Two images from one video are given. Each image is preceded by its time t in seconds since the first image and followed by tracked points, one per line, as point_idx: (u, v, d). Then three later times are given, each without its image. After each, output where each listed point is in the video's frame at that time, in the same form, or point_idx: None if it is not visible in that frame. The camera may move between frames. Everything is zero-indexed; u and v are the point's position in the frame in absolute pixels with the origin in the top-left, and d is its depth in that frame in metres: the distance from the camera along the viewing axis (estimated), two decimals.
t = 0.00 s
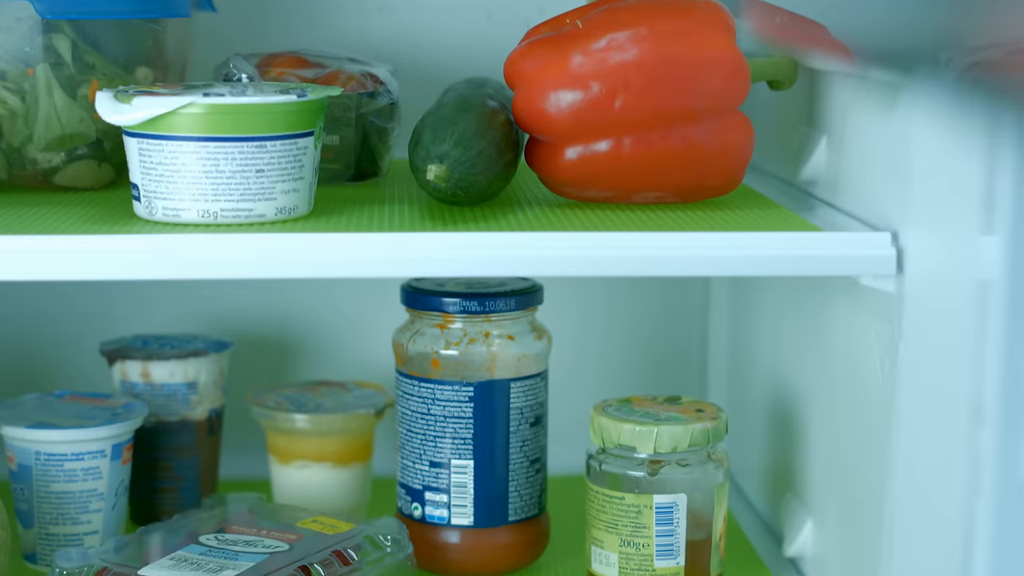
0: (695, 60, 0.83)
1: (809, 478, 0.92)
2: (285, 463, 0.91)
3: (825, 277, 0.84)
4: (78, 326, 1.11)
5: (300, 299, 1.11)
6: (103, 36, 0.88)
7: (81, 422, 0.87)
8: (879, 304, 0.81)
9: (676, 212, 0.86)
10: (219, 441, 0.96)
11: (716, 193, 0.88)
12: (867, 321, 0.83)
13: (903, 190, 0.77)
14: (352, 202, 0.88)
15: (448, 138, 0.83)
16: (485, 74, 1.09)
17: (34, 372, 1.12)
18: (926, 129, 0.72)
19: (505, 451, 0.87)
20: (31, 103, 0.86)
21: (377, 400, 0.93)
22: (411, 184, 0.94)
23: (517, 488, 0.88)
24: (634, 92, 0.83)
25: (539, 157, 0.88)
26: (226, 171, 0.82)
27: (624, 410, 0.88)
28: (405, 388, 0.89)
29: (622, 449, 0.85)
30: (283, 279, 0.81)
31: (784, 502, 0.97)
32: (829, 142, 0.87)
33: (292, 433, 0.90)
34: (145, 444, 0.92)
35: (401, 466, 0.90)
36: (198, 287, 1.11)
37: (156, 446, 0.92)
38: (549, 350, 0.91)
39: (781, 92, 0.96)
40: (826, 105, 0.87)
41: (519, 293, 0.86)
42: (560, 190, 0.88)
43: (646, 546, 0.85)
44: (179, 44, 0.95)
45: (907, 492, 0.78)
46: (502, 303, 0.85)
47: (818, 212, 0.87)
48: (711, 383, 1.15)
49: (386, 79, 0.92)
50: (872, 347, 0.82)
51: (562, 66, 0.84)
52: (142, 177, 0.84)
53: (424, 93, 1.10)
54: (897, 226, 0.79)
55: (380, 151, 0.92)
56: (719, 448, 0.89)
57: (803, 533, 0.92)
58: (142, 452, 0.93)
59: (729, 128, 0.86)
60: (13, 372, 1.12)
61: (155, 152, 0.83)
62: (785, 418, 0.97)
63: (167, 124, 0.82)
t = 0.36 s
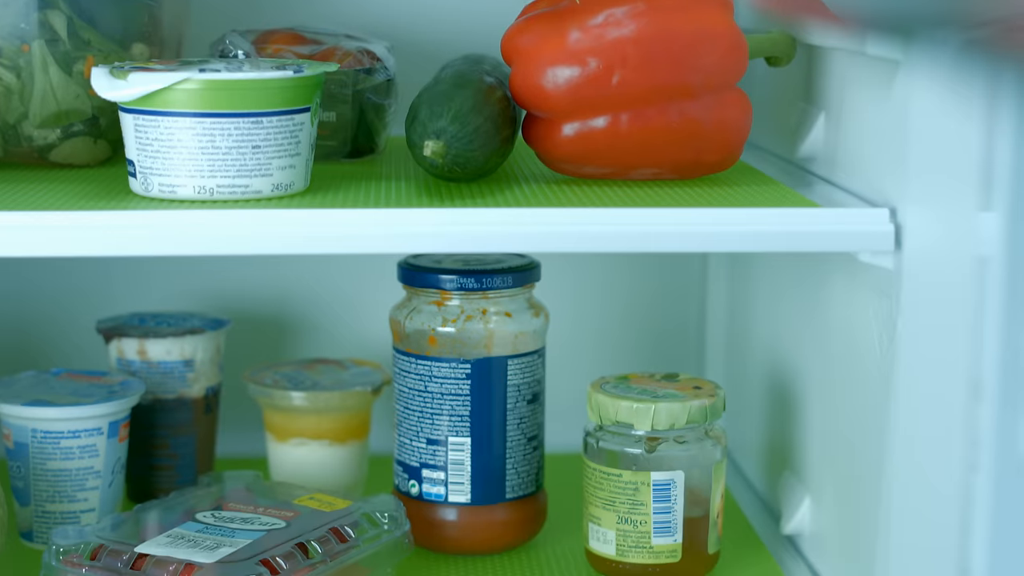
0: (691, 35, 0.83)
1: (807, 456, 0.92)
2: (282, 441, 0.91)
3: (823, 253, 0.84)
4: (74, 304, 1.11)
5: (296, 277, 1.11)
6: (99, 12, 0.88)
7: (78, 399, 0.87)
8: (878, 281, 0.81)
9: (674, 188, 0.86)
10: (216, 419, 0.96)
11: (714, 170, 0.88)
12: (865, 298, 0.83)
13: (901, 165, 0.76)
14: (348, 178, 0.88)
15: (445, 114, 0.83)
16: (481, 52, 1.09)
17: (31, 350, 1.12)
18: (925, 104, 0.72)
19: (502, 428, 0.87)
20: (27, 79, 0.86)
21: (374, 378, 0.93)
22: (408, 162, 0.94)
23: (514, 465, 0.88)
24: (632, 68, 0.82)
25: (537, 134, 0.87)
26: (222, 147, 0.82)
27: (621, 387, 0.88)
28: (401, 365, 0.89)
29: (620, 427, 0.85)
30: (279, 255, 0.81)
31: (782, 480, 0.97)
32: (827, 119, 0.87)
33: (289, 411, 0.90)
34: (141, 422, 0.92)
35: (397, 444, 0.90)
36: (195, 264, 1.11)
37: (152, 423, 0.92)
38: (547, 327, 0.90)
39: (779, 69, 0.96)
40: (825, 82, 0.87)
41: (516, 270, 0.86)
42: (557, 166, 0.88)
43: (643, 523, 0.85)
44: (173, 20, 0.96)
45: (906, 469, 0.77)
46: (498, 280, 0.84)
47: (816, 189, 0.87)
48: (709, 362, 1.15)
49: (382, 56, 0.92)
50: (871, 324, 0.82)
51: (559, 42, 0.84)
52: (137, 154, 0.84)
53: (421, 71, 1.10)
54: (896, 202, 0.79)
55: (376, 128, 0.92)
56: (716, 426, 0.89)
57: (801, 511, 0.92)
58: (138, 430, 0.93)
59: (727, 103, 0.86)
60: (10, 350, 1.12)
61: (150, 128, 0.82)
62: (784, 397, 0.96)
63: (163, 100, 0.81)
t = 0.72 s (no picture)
0: (691, 11, 0.83)
1: (807, 434, 0.92)
2: (281, 419, 0.92)
3: (824, 230, 0.83)
4: (74, 282, 1.11)
5: (296, 256, 1.12)
6: None
7: (76, 377, 0.87)
8: (878, 257, 0.81)
9: (674, 165, 0.86)
10: (214, 397, 0.96)
11: (714, 146, 0.88)
12: (866, 275, 0.82)
13: (902, 139, 0.76)
14: (348, 155, 0.88)
15: (444, 90, 0.83)
16: (481, 30, 1.09)
17: (30, 328, 1.12)
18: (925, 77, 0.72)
19: (501, 406, 0.87)
20: (24, 56, 0.86)
21: (373, 355, 0.93)
22: (406, 139, 0.93)
23: (514, 443, 0.88)
24: (631, 44, 0.82)
25: (536, 110, 0.87)
26: (221, 123, 0.81)
27: (620, 364, 0.87)
28: (400, 343, 0.88)
29: (620, 404, 0.85)
30: (278, 231, 0.81)
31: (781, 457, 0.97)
32: (827, 96, 0.87)
33: (287, 389, 0.91)
34: (140, 400, 0.92)
35: (397, 421, 0.90)
36: (194, 241, 1.11)
37: (151, 401, 0.92)
38: (547, 305, 0.90)
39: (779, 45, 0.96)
40: (825, 58, 0.87)
41: (516, 247, 0.86)
42: (556, 143, 0.87)
43: (643, 500, 0.85)
44: None
45: (904, 445, 0.78)
46: (498, 257, 0.84)
47: (816, 164, 0.87)
48: (708, 341, 1.15)
49: (382, 32, 0.92)
50: (870, 300, 0.82)
51: (558, 18, 0.84)
52: (135, 130, 0.83)
53: (420, 49, 1.10)
54: (896, 178, 0.78)
55: (375, 105, 0.91)
56: (716, 403, 0.89)
57: (801, 487, 0.92)
58: (137, 409, 0.93)
59: (727, 80, 0.86)
60: (9, 328, 1.12)
61: (149, 105, 0.82)
62: (784, 375, 0.96)
63: (161, 76, 0.81)
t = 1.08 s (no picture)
0: None
1: (807, 412, 0.92)
2: (280, 397, 0.92)
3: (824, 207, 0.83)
4: (73, 261, 1.12)
5: (295, 235, 1.12)
6: None
7: (75, 355, 0.87)
8: (878, 234, 0.80)
9: (673, 141, 0.86)
10: (214, 375, 0.96)
11: (714, 123, 0.88)
12: (867, 252, 0.81)
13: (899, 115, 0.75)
14: (347, 132, 0.87)
15: (443, 67, 0.82)
16: (480, 8, 1.09)
17: (30, 308, 1.12)
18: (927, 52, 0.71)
19: (501, 383, 0.87)
20: (22, 33, 0.86)
21: (372, 333, 0.94)
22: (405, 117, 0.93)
23: (513, 421, 0.88)
24: (631, 21, 0.82)
25: (535, 87, 0.87)
26: (219, 100, 0.81)
27: (620, 342, 0.87)
28: (399, 320, 0.88)
29: (619, 381, 0.85)
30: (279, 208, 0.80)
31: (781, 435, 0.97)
32: (827, 73, 0.87)
33: (287, 367, 0.91)
34: (139, 378, 0.92)
35: (396, 400, 0.90)
36: (195, 217, 1.10)
37: (150, 380, 0.92)
38: (545, 283, 0.89)
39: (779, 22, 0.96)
40: (826, 35, 0.87)
41: (515, 225, 0.85)
42: (556, 120, 0.87)
43: (643, 478, 0.85)
44: None
45: (905, 425, 0.76)
46: (497, 235, 0.84)
47: (816, 142, 0.87)
48: (709, 319, 1.14)
49: (381, 10, 0.92)
50: (871, 277, 0.81)
51: None
52: (134, 107, 0.83)
53: (419, 28, 1.09)
54: (897, 155, 0.77)
55: (375, 82, 0.91)
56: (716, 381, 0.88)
57: (801, 466, 0.91)
58: (135, 387, 0.93)
59: (727, 57, 0.86)
60: (9, 307, 1.12)
61: (147, 81, 0.82)
62: (784, 353, 0.96)
63: (159, 52, 0.80)
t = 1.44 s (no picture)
0: None
1: (807, 391, 0.92)
2: (281, 376, 0.92)
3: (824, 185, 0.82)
4: (74, 241, 1.12)
5: (296, 216, 1.12)
6: None
7: (75, 334, 0.87)
8: (878, 212, 0.79)
9: (674, 120, 0.85)
10: (214, 355, 0.96)
11: (714, 102, 0.87)
12: (866, 231, 0.81)
13: (901, 92, 0.75)
14: (347, 110, 0.87)
15: (443, 45, 0.82)
16: None
17: (30, 288, 1.13)
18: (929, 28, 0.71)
19: (501, 362, 0.87)
20: (21, 12, 0.86)
21: (372, 314, 0.94)
22: (405, 96, 0.93)
23: (513, 400, 0.88)
24: None
25: (535, 66, 0.87)
26: (218, 78, 0.81)
27: (620, 321, 0.87)
28: (399, 300, 0.88)
29: (620, 361, 0.85)
30: (281, 185, 0.80)
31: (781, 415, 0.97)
32: (828, 51, 0.87)
33: (287, 346, 0.91)
34: (139, 358, 0.92)
35: (396, 379, 0.90)
36: (196, 196, 1.11)
37: (150, 360, 0.92)
38: (546, 262, 0.89)
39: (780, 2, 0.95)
40: (827, 13, 0.86)
41: (515, 204, 0.85)
42: (556, 99, 0.87)
43: (643, 457, 0.85)
44: None
45: (906, 403, 0.77)
46: (497, 214, 0.84)
47: (817, 120, 0.86)
48: (709, 299, 1.15)
49: None
50: (871, 257, 0.81)
51: None
52: (133, 85, 0.83)
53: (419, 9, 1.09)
54: (898, 132, 0.77)
55: (375, 61, 0.91)
56: (716, 360, 0.88)
57: (801, 445, 0.91)
58: (135, 367, 0.93)
59: (728, 34, 0.85)
60: (9, 287, 1.13)
61: (146, 59, 0.81)
62: (784, 332, 0.96)
63: (159, 30, 0.80)
